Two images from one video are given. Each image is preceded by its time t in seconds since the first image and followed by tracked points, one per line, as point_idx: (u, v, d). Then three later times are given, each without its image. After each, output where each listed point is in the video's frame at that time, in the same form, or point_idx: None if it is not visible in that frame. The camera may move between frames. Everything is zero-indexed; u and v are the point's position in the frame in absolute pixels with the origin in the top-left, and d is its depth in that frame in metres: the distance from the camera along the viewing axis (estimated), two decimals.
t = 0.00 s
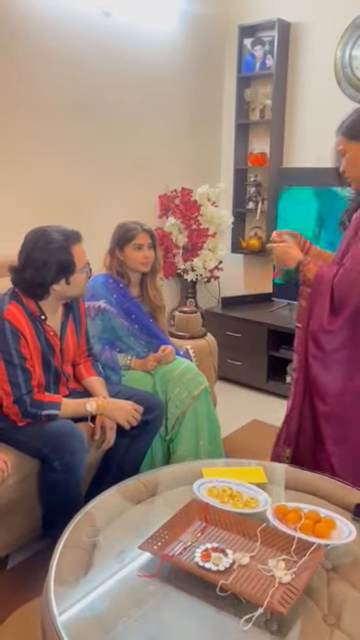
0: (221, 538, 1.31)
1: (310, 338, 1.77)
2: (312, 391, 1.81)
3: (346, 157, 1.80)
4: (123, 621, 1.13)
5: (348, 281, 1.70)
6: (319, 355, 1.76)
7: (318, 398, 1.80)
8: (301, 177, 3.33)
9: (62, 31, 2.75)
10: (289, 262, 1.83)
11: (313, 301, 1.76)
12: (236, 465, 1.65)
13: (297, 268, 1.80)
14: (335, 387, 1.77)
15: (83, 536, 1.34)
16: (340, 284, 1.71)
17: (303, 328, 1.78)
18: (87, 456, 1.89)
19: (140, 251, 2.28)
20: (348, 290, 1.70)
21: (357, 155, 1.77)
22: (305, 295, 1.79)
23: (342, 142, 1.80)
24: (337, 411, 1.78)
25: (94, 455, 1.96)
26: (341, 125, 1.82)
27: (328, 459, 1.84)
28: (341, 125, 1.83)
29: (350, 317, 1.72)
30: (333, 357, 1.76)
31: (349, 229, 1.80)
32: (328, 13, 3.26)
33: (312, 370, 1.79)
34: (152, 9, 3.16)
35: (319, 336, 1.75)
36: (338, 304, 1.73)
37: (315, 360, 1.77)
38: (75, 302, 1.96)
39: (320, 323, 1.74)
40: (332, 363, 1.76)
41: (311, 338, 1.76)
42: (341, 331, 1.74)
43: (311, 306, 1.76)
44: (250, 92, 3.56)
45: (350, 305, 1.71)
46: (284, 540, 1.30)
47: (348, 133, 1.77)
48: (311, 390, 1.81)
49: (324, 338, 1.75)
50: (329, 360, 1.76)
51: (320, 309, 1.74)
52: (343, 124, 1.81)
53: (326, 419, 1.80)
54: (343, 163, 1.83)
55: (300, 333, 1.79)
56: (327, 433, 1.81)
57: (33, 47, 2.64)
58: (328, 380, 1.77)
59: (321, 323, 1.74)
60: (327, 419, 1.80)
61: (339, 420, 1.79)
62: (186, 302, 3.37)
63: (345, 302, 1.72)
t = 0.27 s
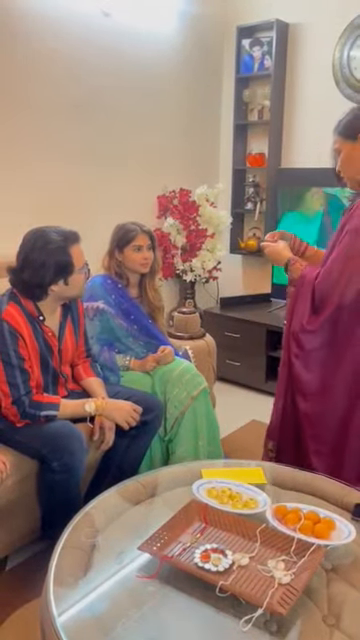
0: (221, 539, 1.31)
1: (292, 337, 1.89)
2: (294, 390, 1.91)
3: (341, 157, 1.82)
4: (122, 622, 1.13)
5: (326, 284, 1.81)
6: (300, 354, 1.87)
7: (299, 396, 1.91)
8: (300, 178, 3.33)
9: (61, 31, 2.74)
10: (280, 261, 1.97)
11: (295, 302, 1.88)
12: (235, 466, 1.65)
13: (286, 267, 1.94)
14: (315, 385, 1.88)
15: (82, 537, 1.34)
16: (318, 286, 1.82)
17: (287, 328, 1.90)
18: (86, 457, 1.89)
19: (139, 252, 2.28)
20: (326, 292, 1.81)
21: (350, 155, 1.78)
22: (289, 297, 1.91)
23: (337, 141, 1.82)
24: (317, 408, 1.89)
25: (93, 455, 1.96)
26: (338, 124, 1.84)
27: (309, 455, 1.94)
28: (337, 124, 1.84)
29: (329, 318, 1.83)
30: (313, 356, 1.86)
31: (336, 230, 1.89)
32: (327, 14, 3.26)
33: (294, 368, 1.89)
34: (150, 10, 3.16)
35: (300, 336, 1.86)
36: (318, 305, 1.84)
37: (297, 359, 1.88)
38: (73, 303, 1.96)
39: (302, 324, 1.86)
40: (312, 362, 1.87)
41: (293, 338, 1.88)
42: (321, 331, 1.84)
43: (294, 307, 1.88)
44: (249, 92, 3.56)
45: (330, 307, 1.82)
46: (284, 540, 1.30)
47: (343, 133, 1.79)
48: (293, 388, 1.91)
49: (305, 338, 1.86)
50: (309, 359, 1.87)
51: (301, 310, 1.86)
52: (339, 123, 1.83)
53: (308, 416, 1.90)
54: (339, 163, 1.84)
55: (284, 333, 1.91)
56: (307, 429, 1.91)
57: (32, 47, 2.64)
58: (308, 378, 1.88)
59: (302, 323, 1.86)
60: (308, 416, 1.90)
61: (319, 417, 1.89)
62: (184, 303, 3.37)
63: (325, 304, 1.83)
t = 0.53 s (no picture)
0: (220, 540, 1.30)
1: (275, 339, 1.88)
2: (277, 391, 1.91)
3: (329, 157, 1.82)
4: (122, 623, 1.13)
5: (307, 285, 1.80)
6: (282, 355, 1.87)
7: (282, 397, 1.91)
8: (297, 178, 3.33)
9: (59, 31, 2.74)
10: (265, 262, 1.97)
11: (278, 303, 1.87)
12: (235, 466, 1.65)
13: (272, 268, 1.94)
14: (297, 385, 1.88)
15: (81, 538, 1.34)
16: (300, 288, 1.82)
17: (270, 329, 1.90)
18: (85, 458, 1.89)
19: (138, 254, 2.28)
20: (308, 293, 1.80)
21: (337, 156, 1.78)
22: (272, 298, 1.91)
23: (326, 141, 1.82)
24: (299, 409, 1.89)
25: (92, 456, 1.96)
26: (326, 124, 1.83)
27: (291, 454, 1.94)
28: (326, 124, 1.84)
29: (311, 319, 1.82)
30: (295, 357, 1.86)
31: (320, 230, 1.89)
32: (324, 15, 3.27)
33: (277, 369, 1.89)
34: (149, 10, 3.16)
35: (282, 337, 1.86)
36: (300, 306, 1.84)
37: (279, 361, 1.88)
38: (72, 303, 1.96)
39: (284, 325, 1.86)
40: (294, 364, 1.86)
41: (275, 339, 1.88)
42: (302, 332, 1.84)
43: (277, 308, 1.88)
44: (247, 93, 3.56)
45: (311, 308, 1.81)
46: (283, 541, 1.29)
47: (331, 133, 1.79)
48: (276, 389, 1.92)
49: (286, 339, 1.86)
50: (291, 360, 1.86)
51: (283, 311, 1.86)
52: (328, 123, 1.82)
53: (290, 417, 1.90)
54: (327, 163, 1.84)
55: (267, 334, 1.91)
56: (289, 430, 1.91)
57: (30, 48, 2.64)
58: (290, 379, 1.88)
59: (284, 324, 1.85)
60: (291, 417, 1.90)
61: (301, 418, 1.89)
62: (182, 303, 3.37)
63: (306, 305, 1.82)
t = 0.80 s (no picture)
0: (220, 542, 1.30)
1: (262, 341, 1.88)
2: (264, 393, 1.91)
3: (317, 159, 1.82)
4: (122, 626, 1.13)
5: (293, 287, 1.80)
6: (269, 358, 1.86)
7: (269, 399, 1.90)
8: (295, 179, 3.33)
9: (57, 31, 2.74)
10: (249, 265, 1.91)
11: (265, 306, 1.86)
12: (234, 467, 1.65)
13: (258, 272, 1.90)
14: (283, 387, 1.87)
15: (80, 540, 1.33)
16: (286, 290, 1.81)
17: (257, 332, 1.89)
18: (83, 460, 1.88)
19: (136, 255, 2.27)
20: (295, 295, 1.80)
21: (324, 157, 1.79)
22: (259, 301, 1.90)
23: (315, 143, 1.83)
24: (286, 412, 1.88)
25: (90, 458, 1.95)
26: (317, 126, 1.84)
27: (278, 457, 1.94)
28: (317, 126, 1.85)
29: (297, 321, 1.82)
30: (282, 360, 1.85)
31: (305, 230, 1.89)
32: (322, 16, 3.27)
33: (264, 372, 1.89)
34: (146, 11, 3.16)
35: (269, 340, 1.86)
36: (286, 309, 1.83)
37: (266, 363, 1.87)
38: (70, 304, 1.95)
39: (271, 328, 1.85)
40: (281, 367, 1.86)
41: (263, 341, 1.87)
42: (289, 334, 1.83)
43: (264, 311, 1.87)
44: (244, 94, 3.57)
45: (298, 310, 1.81)
46: (283, 543, 1.29)
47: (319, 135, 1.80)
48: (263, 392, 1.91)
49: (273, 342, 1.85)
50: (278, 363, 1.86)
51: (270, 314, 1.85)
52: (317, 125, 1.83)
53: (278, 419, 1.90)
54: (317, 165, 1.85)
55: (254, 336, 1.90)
56: (277, 433, 1.91)
57: (28, 48, 2.63)
58: (277, 381, 1.87)
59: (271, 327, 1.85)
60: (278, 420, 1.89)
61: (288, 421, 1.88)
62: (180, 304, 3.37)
63: (292, 308, 1.82)
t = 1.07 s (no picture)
0: (220, 544, 1.30)
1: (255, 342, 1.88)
2: (258, 394, 1.91)
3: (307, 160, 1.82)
4: (122, 628, 1.12)
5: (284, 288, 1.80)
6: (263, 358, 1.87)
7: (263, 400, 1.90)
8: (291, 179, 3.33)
9: (53, 31, 2.73)
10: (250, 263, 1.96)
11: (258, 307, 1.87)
12: (233, 468, 1.64)
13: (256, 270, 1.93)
14: (277, 388, 1.87)
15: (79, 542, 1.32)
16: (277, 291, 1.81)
17: (250, 333, 1.90)
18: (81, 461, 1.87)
19: (133, 256, 2.27)
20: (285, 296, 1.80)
21: (313, 158, 1.79)
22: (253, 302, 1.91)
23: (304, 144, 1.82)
24: (279, 413, 1.88)
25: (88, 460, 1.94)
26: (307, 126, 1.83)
27: (272, 458, 1.94)
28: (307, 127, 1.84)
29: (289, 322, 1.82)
30: (275, 360, 1.86)
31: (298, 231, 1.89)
32: (318, 17, 3.27)
33: (258, 373, 1.89)
34: (142, 11, 3.16)
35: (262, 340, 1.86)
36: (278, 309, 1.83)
37: (259, 364, 1.88)
38: (67, 305, 1.94)
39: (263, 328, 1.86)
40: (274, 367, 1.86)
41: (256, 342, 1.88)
42: (281, 335, 1.84)
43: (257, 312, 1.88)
44: (240, 95, 3.57)
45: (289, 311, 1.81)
46: (283, 544, 1.29)
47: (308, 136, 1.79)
48: (257, 393, 1.91)
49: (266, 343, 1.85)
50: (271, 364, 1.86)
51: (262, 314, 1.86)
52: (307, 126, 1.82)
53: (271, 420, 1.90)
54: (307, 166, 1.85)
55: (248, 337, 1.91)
56: (271, 433, 1.91)
57: (24, 49, 2.63)
58: (270, 381, 1.87)
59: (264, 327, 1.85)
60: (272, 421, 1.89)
61: (282, 422, 1.88)
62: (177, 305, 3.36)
63: (284, 309, 1.82)
